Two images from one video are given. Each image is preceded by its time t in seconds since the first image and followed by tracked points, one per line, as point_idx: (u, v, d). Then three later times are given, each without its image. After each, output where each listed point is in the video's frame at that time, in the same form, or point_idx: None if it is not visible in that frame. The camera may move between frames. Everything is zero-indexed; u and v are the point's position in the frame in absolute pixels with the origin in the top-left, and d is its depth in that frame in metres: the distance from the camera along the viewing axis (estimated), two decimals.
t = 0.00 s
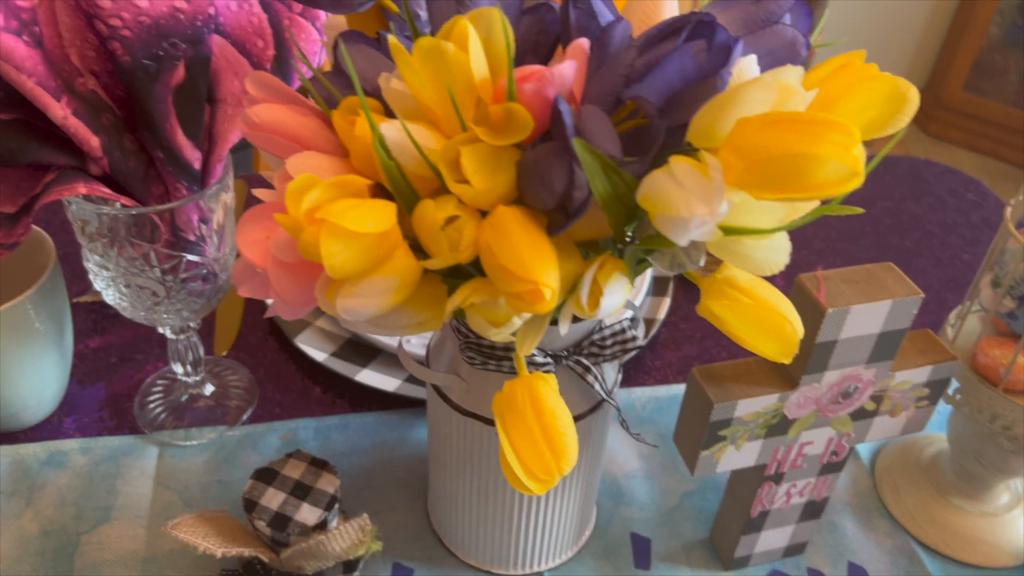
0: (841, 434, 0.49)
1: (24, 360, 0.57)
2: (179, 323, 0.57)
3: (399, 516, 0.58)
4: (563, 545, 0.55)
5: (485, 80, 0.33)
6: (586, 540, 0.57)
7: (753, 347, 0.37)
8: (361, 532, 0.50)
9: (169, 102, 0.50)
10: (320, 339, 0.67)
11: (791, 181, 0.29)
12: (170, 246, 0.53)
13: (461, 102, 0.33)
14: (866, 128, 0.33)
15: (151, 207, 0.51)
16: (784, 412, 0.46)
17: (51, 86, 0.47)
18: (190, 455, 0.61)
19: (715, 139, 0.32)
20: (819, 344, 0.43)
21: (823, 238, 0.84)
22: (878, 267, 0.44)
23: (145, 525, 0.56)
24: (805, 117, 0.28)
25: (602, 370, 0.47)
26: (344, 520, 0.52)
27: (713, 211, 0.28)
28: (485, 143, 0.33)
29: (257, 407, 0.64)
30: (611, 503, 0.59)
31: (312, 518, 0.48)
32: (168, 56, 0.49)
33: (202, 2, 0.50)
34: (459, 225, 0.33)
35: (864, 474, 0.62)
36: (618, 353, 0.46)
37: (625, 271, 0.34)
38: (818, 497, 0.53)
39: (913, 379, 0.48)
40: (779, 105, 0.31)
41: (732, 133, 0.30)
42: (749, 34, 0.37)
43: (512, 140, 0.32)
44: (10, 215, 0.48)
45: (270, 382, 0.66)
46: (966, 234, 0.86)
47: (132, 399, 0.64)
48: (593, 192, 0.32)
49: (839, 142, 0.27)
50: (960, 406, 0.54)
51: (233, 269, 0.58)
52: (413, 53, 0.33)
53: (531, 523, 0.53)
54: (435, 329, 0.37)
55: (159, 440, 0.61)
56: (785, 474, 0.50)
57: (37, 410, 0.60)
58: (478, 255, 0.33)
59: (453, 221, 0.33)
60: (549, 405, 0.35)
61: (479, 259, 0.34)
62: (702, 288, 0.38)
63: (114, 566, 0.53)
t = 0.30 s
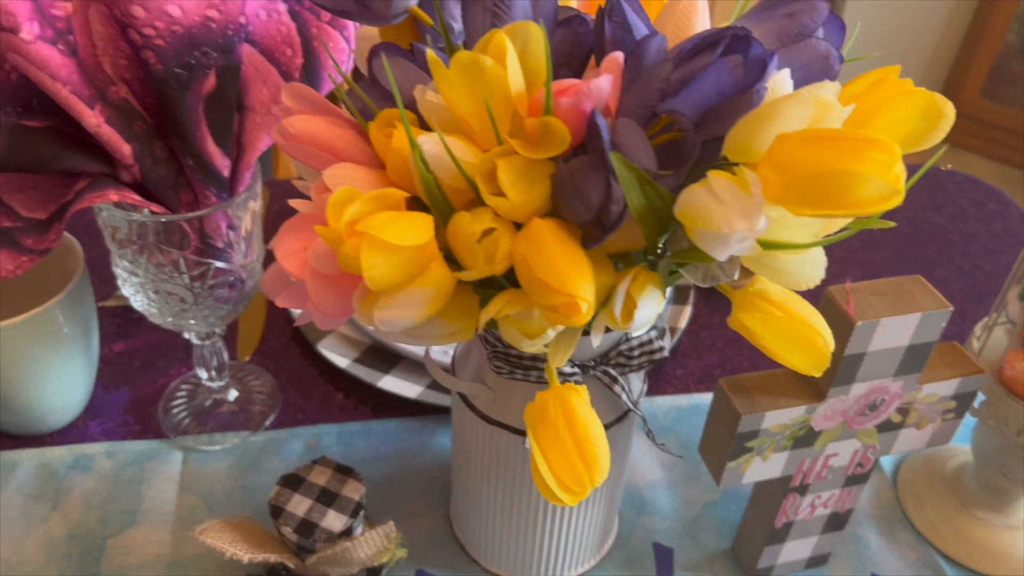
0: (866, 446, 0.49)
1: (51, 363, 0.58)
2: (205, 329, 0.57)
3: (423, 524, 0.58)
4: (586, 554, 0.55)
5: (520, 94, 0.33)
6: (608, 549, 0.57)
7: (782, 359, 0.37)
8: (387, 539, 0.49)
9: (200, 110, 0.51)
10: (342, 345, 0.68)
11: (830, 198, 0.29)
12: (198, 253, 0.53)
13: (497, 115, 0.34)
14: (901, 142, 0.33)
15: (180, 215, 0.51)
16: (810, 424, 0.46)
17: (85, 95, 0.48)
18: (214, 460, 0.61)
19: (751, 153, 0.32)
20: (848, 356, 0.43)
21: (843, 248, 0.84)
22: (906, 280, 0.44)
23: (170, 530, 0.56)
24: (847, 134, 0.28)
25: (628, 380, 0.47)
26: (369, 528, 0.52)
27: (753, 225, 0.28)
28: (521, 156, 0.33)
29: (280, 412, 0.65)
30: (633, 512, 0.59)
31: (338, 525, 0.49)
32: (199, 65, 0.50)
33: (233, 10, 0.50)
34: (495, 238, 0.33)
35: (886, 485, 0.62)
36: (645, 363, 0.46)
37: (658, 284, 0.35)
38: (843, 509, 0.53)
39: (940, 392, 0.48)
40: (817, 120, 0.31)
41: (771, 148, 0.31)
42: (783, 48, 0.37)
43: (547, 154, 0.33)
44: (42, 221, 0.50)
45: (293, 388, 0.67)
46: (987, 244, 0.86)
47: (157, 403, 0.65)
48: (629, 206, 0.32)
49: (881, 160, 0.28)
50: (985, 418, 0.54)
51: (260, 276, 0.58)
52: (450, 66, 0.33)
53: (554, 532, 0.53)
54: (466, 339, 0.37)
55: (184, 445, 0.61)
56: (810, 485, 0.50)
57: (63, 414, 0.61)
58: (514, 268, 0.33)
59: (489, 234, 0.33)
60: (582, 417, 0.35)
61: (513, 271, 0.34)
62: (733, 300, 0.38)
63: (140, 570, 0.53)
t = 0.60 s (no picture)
0: (885, 452, 0.49)
1: (75, 363, 0.59)
2: (227, 331, 0.58)
3: (441, 525, 0.59)
4: (604, 557, 0.55)
5: (548, 103, 0.34)
6: (625, 552, 0.57)
7: (803, 366, 0.38)
8: (407, 540, 0.50)
9: (225, 115, 0.52)
10: (361, 347, 0.68)
11: (857, 209, 0.29)
12: (223, 257, 0.54)
13: (525, 124, 0.34)
14: (924, 152, 0.34)
15: (206, 219, 0.52)
16: (830, 430, 0.46)
17: (114, 100, 0.49)
18: (234, 460, 0.62)
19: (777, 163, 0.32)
20: (868, 363, 0.43)
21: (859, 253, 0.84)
22: (927, 287, 0.45)
23: (192, 530, 0.57)
24: (874, 146, 0.29)
25: (648, 386, 0.47)
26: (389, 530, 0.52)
27: (780, 236, 0.29)
28: (548, 165, 0.34)
29: (300, 413, 0.65)
30: (650, 516, 0.60)
31: (360, 526, 0.49)
32: (226, 70, 0.51)
33: (259, 16, 0.51)
34: (522, 245, 0.33)
35: (903, 491, 0.63)
36: (665, 369, 0.46)
37: (683, 292, 0.35)
38: (860, 515, 0.53)
39: (959, 399, 0.48)
40: (842, 131, 0.32)
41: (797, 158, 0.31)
42: (807, 58, 0.38)
43: (575, 162, 0.33)
44: (69, 223, 0.50)
45: (312, 389, 0.67)
46: (1003, 250, 0.86)
47: (178, 404, 0.66)
48: (655, 215, 0.33)
49: (908, 172, 0.28)
50: (1003, 425, 0.54)
51: (282, 279, 0.59)
52: (479, 75, 0.34)
53: (573, 536, 0.53)
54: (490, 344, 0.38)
55: (205, 445, 0.62)
56: (828, 491, 0.50)
57: (86, 414, 0.62)
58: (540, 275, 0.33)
59: (516, 241, 0.34)
60: (606, 423, 0.36)
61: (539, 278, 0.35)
62: (756, 307, 0.38)
63: (162, 568, 0.54)
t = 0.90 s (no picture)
0: (917, 457, 0.49)
1: (111, 361, 0.59)
2: (260, 330, 0.58)
3: (470, 525, 0.59)
4: (633, 559, 0.56)
5: (592, 108, 0.34)
6: (653, 554, 0.57)
7: (841, 370, 0.38)
8: (439, 540, 0.50)
9: (264, 118, 0.52)
10: (389, 347, 0.69)
11: (904, 216, 0.29)
12: (259, 257, 0.55)
13: (570, 129, 0.34)
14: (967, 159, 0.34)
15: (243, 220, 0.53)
16: (863, 435, 0.46)
17: (156, 101, 0.49)
18: (266, 458, 0.62)
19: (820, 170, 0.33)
20: (903, 368, 0.44)
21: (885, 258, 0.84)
22: (963, 294, 0.45)
23: (224, 527, 0.57)
24: (921, 153, 0.29)
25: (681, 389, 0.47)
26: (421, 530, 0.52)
27: (826, 241, 0.29)
28: (592, 169, 0.34)
29: (329, 412, 0.66)
30: (678, 518, 0.60)
31: (392, 525, 0.50)
32: (265, 73, 0.51)
33: (298, 20, 0.52)
34: (566, 249, 0.34)
35: (931, 497, 0.62)
36: (699, 372, 0.46)
37: (725, 296, 0.35)
38: (890, 520, 0.53)
39: (992, 405, 0.48)
40: (887, 138, 0.32)
41: (843, 165, 0.31)
42: (849, 64, 0.38)
43: (618, 167, 0.34)
44: (108, 223, 0.51)
45: (341, 389, 0.68)
46: None
47: (209, 401, 0.66)
48: (699, 220, 0.33)
49: (956, 179, 0.28)
50: None
51: (316, 280, 0.60)
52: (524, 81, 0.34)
53: (603, 538, 0.53)
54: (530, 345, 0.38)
55: (236, 443, 0.63)
56: (859, 495, 0.50)
57: (119, 411, 0.63)
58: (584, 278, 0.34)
59: (560, 245, 0.34)
60: (646, 425, 0.36)
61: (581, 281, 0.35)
62: (794, 312, 0.38)
63: (196, 563, 0.55)
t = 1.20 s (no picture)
0: (947, 459, 0.49)
1: (137, 356, 0.60)
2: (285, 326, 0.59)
3: (494, 522, 0.59)
4: (657, 559, 0.55)
5: (629, 104, 0.34)
6: (677, 554, 0.57)
7: (875, 370, 0.38)
8: (465, 537, 0.49)
9: (293, 114, 0.52)
10: (411, 345, 0.69)
11: (948, 214, 0.29)
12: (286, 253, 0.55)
13: (606, 126, 0.34)
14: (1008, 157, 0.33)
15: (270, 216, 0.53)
16: (893, 436, 0.46)
17: (185, 97, 0.50)
18: (289, 453, 0.62)
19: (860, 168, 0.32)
20: (935, 369, 0.43)
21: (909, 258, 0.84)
22: (996, 295, 0.44)
23: (248, 522, 0.57)
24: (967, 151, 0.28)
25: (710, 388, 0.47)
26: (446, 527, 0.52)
27: (869, 240, 0.29)
28: (628, 166, 0.34)
29: (352, 408, 0.66)
30: (701, 518, 0.60)
31: (418, 521, 0.50)
32: (295, 69, 0.51)
33: (327, 16, 0.52)
34: (602, 246, 0.33)
35: (957, 499, 0.62)
36: (727, 371, 0.46)
37: (760, 295, 0.35)
38: (918, 522, 0.53)
39: None
40: (929, 136, 0.31)
41: (885, 162, 0.31)
42: (885, 62, 0.37)
43: (655, 164, 0.33)
44: (136, 218, 0.52)
45: (363, 385, 0.68)
46: None
47: (233, 397, 0.67)
48: (737, 217, 0.33)
49: (1002, 178, 0.28)
50: None
51: (342, 277, 0.60)
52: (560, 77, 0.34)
53: (629, 538, 0.53)
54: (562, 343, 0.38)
55: (260, 438, 0.63)
56: (887, 497, 0.50)
57: (144, 406, 0.63)
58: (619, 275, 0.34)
59: (595, 242, 0.34)
60: (680, 424, 0.36)
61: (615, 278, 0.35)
62: (828, 312, 0.38)
63: (220, 557, 0.55)
